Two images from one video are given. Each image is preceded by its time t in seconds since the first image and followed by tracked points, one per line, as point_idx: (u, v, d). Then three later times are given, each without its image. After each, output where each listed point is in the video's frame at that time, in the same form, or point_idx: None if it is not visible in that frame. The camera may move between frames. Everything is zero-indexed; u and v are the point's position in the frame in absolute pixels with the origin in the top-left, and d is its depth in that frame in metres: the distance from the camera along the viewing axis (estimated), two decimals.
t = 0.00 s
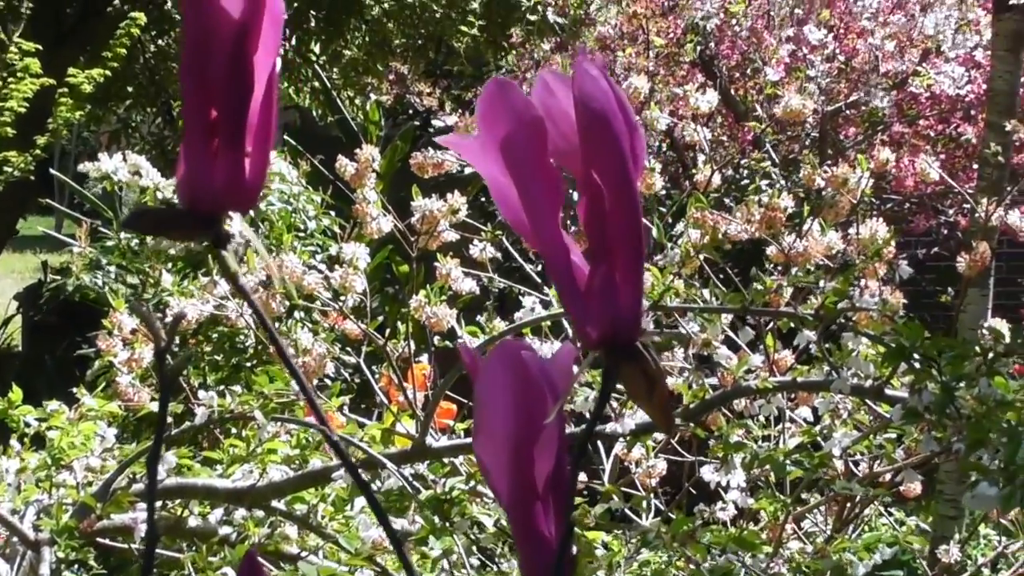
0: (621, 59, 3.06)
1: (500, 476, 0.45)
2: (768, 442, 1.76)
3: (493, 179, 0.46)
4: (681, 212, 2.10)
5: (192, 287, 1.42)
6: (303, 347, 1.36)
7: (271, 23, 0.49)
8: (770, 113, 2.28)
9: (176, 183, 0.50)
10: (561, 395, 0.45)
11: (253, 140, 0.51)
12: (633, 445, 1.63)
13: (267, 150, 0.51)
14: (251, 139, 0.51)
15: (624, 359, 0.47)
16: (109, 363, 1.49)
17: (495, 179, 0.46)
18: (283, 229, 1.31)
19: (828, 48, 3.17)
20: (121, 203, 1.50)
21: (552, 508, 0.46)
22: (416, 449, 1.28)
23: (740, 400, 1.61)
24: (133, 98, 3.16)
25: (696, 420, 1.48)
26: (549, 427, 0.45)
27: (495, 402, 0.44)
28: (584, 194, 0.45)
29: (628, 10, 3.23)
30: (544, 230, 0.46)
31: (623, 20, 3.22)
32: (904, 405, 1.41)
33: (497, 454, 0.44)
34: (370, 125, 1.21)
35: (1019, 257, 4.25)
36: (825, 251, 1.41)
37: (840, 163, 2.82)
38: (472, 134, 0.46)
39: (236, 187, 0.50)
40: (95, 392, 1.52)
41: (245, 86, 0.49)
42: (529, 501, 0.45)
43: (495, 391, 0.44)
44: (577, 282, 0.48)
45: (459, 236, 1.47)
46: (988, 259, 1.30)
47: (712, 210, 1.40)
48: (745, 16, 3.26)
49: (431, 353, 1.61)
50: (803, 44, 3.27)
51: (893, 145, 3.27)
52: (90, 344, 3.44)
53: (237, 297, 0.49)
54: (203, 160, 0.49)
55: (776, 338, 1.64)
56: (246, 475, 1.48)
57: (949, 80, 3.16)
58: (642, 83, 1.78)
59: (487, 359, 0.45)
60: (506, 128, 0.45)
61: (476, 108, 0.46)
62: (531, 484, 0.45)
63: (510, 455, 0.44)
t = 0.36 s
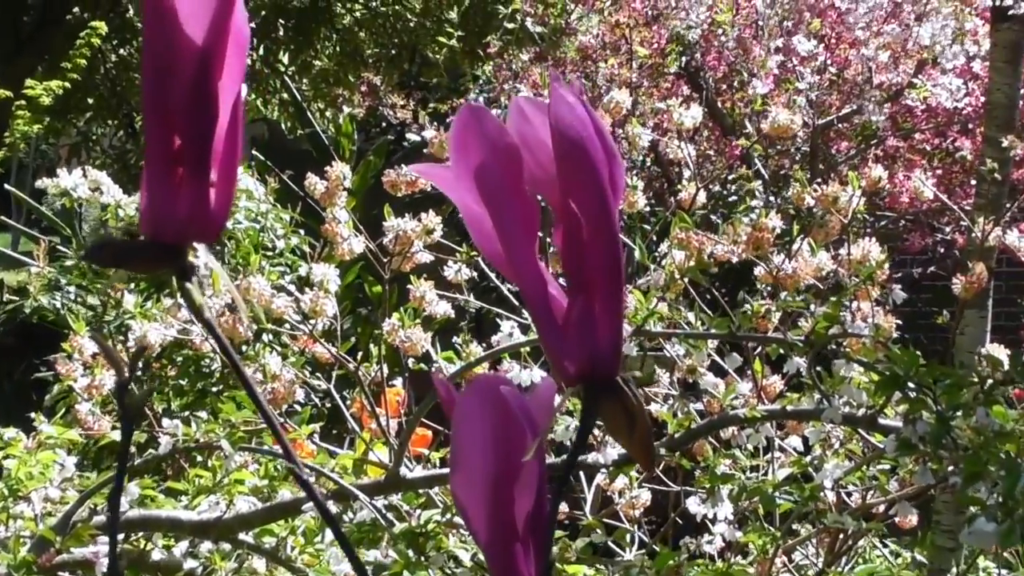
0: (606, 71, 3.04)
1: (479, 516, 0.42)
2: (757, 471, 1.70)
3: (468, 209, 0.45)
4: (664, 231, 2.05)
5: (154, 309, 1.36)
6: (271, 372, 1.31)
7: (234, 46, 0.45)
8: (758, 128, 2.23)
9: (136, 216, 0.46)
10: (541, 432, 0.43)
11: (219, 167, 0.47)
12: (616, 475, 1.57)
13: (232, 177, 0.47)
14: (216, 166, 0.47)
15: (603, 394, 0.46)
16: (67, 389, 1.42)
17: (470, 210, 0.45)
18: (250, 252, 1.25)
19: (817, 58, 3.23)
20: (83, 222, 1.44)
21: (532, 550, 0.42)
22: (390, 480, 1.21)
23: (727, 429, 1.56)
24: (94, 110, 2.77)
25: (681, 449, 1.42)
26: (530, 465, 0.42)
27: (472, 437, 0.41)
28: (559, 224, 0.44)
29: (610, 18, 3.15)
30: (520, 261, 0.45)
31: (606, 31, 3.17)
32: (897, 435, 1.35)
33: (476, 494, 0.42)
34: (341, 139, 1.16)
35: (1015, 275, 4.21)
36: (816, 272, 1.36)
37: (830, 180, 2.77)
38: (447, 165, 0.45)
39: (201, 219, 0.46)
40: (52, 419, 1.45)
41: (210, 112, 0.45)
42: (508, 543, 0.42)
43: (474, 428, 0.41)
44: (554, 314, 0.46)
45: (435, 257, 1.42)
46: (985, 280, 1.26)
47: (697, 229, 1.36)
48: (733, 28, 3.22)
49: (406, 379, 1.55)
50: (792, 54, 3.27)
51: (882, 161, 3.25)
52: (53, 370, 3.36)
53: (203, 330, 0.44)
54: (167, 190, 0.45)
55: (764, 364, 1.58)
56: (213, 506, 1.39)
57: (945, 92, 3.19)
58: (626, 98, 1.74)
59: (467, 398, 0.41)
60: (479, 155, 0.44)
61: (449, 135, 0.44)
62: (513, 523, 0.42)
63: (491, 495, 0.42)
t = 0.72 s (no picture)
0: (591, 94, 2.87)
1: (466, 564, 0.41)
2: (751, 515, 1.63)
3: (461, 256, 0.43)
4: (654, 265, 2.00)
5: (125, 345, 1.31)
6: (245, 413, 1.23)
7: (222, 85, 0.42)
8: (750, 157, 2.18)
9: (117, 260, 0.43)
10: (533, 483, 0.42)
11: (205, 209, 0.44)
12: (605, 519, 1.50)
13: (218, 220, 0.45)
14: (202, 209, 0.44)
15: (599, 445, 0.43)
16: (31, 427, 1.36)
17: (462, 255, 0.43)
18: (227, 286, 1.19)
19: (812, 82, 2.90)
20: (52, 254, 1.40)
21: None
22: (369, 524, 1.15)
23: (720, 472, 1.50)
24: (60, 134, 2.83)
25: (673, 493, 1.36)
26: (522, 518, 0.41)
27: (462, 487, 0.41)
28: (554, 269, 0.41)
29: (597, 39, 2.95)
30: (514, 309, 0.42)
31: (592, 53, 2.97)
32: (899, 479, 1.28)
33: (467, 548, 0.41)
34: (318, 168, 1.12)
35: (1016, 308, 4.12)
36: (812, 308, 1.31)
37: (825, 214, 2.71)
38: (437, 208, 0.43)
39: (186, 265, 0.43)
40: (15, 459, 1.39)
41: (196, 153, 0.42)
42: None
43: (463, 478, 0.41)
44: (548, 361, 0.44)
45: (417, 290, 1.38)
46: (988, 317, 1.22)
47: (689, 264, 1.31)
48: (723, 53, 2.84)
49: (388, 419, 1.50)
50: (786, 78, 2.94)
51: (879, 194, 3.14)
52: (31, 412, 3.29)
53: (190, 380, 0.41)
54: (150, 234, 0.43)
55: (760, 405, 1.53)
56: (184, 553, 1.30)
57: (944, 119, 2.95)
58: (615, 128, 1.70)
59: (455, 447, 0.41)
60: (471, 198, 0.41)
61: (440, 177, 0.42)
62: None
63: (481, 548, 0.41)
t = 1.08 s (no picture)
0: (572, 99, 2.78)
1: None
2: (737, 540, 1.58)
3: (439, 278, 0.42)
4: (636, 281, 1.96)
5: (83, 364, 1.26)
6: (209, 435, 1.18)
7: (192, 99, 0.42)
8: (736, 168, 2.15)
9: (83, 284, 0.43)
10: (508, 513, 0.42)
11: (173, 229, 0.43)
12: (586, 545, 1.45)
13: (186, 241, 0.44)
14: (170, 229, 0.43)
15: (580, 474, 0.43)
16: None
17: (439, 276, 0.42)
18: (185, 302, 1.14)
19: (800, 89, 2.97)
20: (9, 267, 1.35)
21: None
22: (339, 551, 1.09)
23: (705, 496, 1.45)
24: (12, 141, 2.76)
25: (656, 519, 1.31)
26: (496, 544, 0.41)
27: (438, 516, 0.41)
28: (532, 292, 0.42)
29: (578, 43, 2.85)
30: (493, 333, 0.42)
31: (572, 57, 2.86)
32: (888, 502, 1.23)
33: None
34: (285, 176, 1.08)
35: (1009, 324, 4.10)
36: (799, 324, 1.28)
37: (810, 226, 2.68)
38: (417, 229, 0.42)
39: (153, 285, 0.42)
40: None
41: (164, 170, 0.41)
42: None
43: (440, 508, 0.41)
44: (526, 387, 0.44)
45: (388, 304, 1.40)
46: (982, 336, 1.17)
47: (671, 278, 1.27)
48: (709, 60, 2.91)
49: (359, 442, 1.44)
50: (773, 84, 3.05)
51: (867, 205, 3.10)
52: None
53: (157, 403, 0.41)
54: (117, 256, 0.42)
55: (745, 426, 1.48)
56: None
57: (937, 127, 2.94)
58: (595, 138, 1.67)
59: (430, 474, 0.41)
60: (449, 220, 0.41)
61: (417, 200, 0.41)
62: None
63: None
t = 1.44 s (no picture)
0: (553, 118, 2.74)
1: None
2: None
3: (404, 315, 0.43)
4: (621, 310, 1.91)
5: (40, 397, 1.21)
6: (173, 471, 1.14)
7: (149, 134, 0.43)
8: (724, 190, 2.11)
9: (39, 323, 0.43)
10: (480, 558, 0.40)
11: (130, 267, 0.45)
12: None
13: (144, 278, 0.45)
14: (127, 267, 0.45)
15: (551, 517, 0.43)
16: None
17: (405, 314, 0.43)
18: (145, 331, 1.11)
19: (790, 107, 2.98)
20: None
21: None
22: None
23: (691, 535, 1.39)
24: None
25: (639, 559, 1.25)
26: None
27: (405, 560, 0.39)
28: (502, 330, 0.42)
29: (558, 59, 2.74)
30: (461, 369, 0.43)
31: (552, 74, 2.78)
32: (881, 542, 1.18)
33: None
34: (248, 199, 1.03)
35: (1011, 352, 4.04)
36: (787, 354, 1.24)
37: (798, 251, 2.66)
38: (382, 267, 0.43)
39: (109, 324, 0.43)
40: None
41: (120, 206, 0.43)
42: None
43: (406, 552, 0.39)
44: (496, 426, 0.45)
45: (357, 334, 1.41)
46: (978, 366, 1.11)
47: (653, 306, 1.23)
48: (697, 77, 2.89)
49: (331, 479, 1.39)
50: (762, 102, 3.04)
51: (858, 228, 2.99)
52: None
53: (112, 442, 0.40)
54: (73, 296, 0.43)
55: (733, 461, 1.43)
56: None
57: (933, 145, 2.98)
58: (575, 161, 1.63)
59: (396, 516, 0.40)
60: (416, 257, 0.42)
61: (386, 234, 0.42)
62: None
63: None
